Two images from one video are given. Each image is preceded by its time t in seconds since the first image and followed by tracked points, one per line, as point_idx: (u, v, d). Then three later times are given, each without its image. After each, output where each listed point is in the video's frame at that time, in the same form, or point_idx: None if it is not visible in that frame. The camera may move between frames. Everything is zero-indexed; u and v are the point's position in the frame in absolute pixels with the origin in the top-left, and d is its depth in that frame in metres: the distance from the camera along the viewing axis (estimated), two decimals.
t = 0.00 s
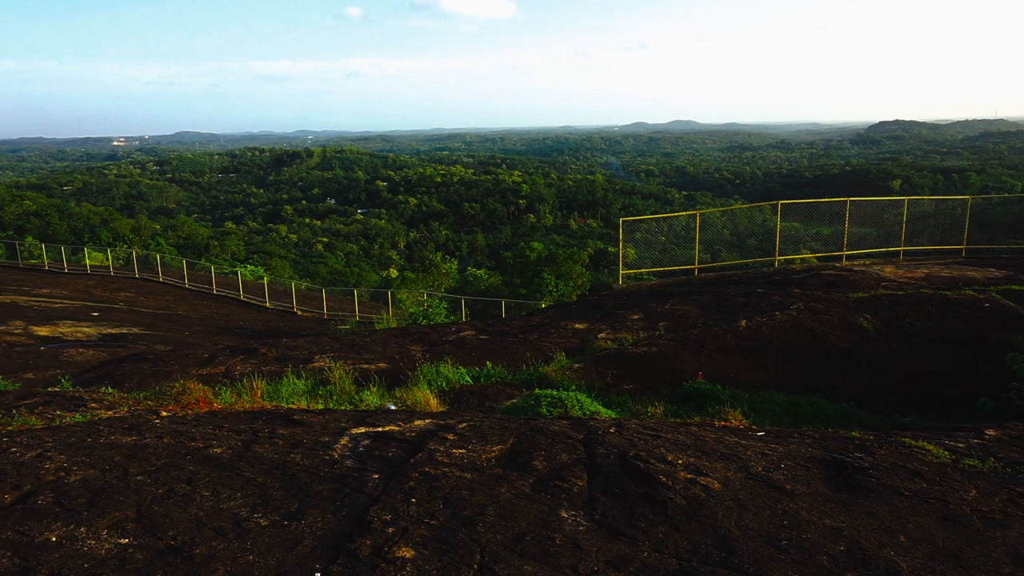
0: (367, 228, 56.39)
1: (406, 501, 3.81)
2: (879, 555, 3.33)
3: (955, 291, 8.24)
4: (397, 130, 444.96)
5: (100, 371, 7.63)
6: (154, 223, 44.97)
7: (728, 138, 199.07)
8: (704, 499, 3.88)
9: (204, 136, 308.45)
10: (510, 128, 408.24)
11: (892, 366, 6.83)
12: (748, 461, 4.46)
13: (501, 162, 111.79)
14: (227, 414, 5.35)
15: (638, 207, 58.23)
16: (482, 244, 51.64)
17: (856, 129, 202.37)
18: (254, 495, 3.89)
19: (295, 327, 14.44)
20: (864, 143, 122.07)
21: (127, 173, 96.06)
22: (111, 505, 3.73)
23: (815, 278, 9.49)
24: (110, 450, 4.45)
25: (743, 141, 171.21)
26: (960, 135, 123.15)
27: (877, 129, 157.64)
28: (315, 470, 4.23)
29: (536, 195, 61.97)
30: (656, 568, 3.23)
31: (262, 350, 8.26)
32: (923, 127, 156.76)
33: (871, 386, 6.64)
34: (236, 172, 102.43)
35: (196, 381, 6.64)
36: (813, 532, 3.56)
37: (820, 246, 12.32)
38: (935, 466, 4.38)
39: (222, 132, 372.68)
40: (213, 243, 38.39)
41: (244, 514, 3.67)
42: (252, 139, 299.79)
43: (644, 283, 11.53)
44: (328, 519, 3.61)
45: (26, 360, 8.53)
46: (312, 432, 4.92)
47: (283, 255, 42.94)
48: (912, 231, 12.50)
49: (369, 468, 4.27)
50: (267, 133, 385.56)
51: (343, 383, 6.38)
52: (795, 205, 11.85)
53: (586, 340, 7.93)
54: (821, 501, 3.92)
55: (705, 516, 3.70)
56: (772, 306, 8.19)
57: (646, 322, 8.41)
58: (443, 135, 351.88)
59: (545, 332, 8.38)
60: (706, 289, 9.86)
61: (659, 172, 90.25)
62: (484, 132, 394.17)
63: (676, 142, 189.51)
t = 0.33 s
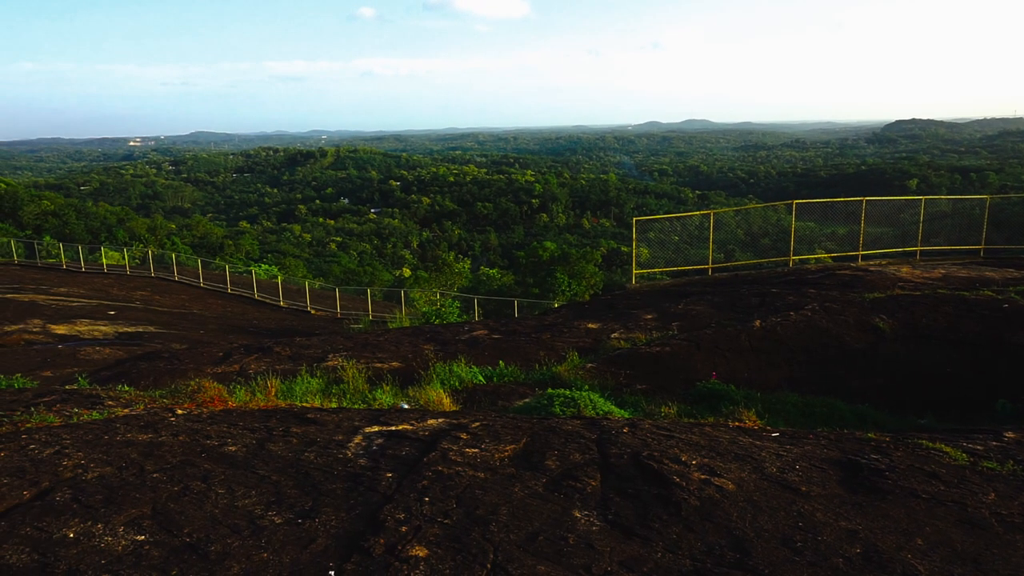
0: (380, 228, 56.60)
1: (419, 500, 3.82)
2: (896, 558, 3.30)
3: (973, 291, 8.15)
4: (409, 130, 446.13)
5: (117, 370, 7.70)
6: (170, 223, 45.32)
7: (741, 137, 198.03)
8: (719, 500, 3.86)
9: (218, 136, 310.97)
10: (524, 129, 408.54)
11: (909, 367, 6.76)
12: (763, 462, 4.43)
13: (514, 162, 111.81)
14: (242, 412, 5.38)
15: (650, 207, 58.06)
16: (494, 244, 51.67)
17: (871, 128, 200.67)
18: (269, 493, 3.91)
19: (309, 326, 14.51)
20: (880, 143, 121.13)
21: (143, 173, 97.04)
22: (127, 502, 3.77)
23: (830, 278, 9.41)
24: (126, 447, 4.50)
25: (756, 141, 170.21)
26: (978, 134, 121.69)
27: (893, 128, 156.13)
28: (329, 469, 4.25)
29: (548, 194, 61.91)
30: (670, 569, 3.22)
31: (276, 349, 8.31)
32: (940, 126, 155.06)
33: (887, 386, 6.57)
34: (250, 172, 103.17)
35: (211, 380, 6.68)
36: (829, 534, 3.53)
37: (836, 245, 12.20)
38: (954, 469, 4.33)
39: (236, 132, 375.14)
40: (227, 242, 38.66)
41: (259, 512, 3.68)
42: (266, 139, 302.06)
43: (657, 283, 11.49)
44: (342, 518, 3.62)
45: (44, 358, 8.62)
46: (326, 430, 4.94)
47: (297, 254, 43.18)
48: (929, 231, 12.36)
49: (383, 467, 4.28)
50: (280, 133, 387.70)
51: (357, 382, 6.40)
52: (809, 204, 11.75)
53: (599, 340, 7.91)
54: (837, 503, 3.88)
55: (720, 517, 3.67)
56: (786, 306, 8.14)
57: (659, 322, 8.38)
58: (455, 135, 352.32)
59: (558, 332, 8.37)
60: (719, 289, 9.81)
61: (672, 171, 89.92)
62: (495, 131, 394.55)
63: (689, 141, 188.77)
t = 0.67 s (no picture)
0: (391, 226, 56.75)
1: (430, 498, 3.83)
2: (909, 560, 3.27)
3: (989, 292, 8.07)
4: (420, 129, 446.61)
5: (130, 366, 7.77)
6: (183, 221, 45.58)
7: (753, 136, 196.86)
8: (730, 500, 3.84)
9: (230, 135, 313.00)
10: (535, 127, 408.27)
11: (922, 368, 6.71)
12: (775, 462, 4.41)
13: (525, 161, 111.76)
14: (254, 408, 5.42)
15: (662, 206, 57.88)
16: (505, 242, 51.68)
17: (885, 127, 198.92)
18: (281, 489, 3.93)
19: (321, 324, 14.57)
20: (894, 142, 120.04)
21: (157, 171, 97.79)
22: (142, 497, 3.80)
23: (843, 278, 9.34)
24: (141, 443, 4.54)
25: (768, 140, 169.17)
26: (994, 133, 120.29)
27: (908, 126, 154.71)
28: (340, 466, 4.27)
29: (559, 193, 61.86)
30: (681, 568, 3.21)
31: (288, 346, 8.34)
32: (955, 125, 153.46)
33: (901, 386, 6.52)
34: (262, 170, 103.72)
35: (224, 377, 6.73)
36: (842, 535, 3.51)
37: (849, 245, 12.11)
38: (969, 471, 4.29)
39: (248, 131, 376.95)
40: (240, 240, 38.91)
41: (271, 508, 3.71)
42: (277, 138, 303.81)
43: (668, 283, 11.45)
44: (353, 515, 3.64)
45: (59, 354, 8.71)
46: (337, 428, 4.96)
47: (308, 252, 43.38)
48: (944, 231, 12.24)
49: (394, 465, 4.29)
50: (291, 132, 389.17)
51: (368, 379, 6.42)
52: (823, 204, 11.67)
53: (610, 339, 7.90)
54: (849, 504, 3.86)
55: (731, 518, 3.66)
56: (799, 306, 8.09)
57: (670, 321, 8.35)
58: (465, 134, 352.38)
59: (568, 331, 8.36)
60: (731, 288, 9.76)
61: (684, 171, 89.60)
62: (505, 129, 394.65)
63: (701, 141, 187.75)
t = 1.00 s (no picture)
0: (401, 226, 56.88)
1: (440, 497, 3.84)
2: (922, 562, 3.25)
3: (1002, 292, 8.00)
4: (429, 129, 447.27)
5: (142, 365, 7.82)
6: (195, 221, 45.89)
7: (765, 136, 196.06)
8: (741, 501, 3.82)
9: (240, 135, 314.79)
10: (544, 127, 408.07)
11: (935, 369, 6.66)
12: (786, 463, 4.39)
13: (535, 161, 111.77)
14: (265, 408, 5.45)
15: (672, 206, 57.73)
16: (514, 242, 51.69)
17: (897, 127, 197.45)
18: (291, 488, 3.96)
19: (331, 324, 14.61)
20: (906, 142, 119.20)
21: (169, 171, 98.46)
22: (154, 495, 3.83)
23: (855, 278, 9.28)
24: (153, 442, 4.57)
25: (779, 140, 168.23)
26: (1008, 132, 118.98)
27: (919, 125, 153.54)
28: (351, 465, 4.28)
29: (569, 193, 61.82)
30: (692, 569, 3.20)
31: (298, 346, 8.37)
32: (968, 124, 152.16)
33: (913, 387, 6.48)
34: (273, 170, 104.24)
35: (235, 376, 6.76)
36: (853, 537, 3.49)
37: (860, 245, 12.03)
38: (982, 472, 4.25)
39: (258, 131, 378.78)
40: (250, 240, 39.10)
41: (282, 507, 3.72)
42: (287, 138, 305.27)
43: (678, 283, 11.41)
44: (363, 514, 3.65)
45: (73, 353, 8.78)
46: (347, 427, 4.98)
47: (319, 252, 43.55)
48: (957, 231, 12.13)
49: (404, 464, 4.30)
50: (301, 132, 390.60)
51: (377, 379, 6.44)
52: (834, 203, 11.60)
53: (619, 339, 7.89)
54: (861, 505, 3.83)
55: (742, 518, 3.64)
56: (810, 306, 8.05)
57: (680, 321, 8.33)
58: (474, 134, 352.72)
59: (578, 331, 8.36)
60: (741, 288, 9.73)
61: (694, 171, 89.32)
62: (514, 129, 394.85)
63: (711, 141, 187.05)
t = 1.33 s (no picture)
0: (411, 227, 57.01)
1: (451, 498, 3.84)
2: (936, 566, 3.23)
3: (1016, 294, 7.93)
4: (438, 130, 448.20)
5: (154, 366, 7.88)
6: (206, 222, 46.20)
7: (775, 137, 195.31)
8: (752, 503, 3.81)
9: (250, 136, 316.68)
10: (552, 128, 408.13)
11: (948, 371, 6.61)
12: (798, 465, 4.37)
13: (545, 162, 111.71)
14: (277, 409, 5.47)
15: (682, 207, 57.56)
16: (524, 244, 51.71)
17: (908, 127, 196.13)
18: (303, 488, 3.97)
19: (341, 326, 14.66)
20: (919, 142, 118.44)
21: (181, 173, 99.19)
22: (167, 495, 3.85)
23: (867, 280, 9.22)
24: (166, 442, 4.60)
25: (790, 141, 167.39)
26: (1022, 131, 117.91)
27: (931, 125, 152.52)
28: (362, 466, 4.29)
29: (579, 194, 61.77)
30: (704, 572, 3.19)
31: (309, 347, 8.40)
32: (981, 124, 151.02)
33: (926, 389, 6.43)
34: (284, 172, 104.79)
35: (246, 377, 6.79)
36: (867, 540, 3.46)
37: (872, 246, 11.96)
38: (997, 476, 4.21)
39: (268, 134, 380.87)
40: (261, 241, 39.30)
41: (294, 508, 3.74)
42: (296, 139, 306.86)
43: (688, 284, 11.38)
44: (375, 515, 3.66)
45: (86, 354, 8.85)
46: (358, 428, 5.00)
47: (329, 253, 43.71)
48: (970, 232, 12.03)
49: (415, 465, 4.32)
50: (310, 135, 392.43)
51: (388, 380, 6.46)
52: (845, 204, 11.54)
53: (629, 340, 7.88)
54: (874, 508, 3.81)
55: (754, 521, 3.63)
56: (822, 308, 8.00)
57: (691, 323, 8.31)
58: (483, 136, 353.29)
59: (588, 332, 8.36)
60: (752, 290, 9.69)
61: (705, 172, 89.13)
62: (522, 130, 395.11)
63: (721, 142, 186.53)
